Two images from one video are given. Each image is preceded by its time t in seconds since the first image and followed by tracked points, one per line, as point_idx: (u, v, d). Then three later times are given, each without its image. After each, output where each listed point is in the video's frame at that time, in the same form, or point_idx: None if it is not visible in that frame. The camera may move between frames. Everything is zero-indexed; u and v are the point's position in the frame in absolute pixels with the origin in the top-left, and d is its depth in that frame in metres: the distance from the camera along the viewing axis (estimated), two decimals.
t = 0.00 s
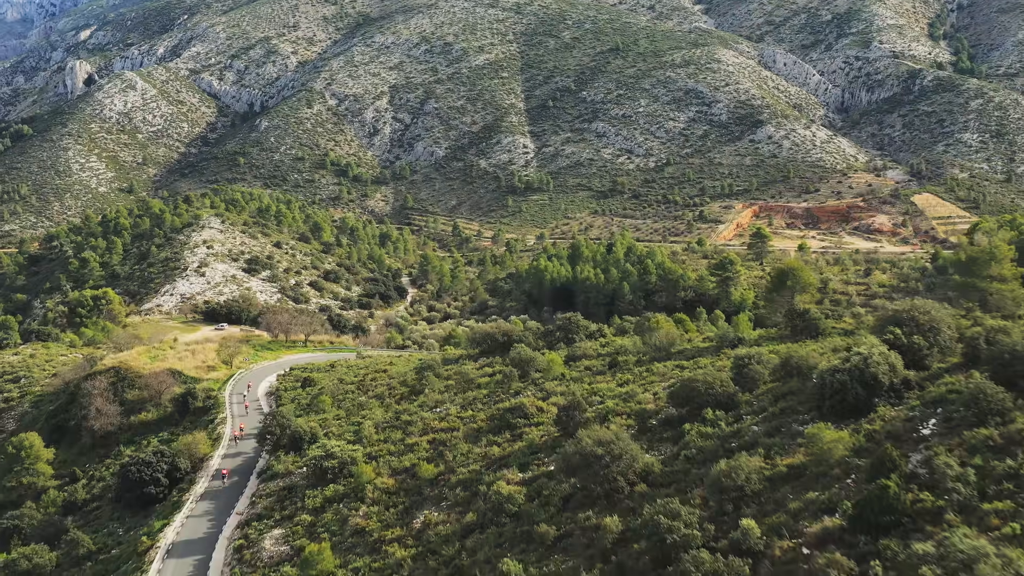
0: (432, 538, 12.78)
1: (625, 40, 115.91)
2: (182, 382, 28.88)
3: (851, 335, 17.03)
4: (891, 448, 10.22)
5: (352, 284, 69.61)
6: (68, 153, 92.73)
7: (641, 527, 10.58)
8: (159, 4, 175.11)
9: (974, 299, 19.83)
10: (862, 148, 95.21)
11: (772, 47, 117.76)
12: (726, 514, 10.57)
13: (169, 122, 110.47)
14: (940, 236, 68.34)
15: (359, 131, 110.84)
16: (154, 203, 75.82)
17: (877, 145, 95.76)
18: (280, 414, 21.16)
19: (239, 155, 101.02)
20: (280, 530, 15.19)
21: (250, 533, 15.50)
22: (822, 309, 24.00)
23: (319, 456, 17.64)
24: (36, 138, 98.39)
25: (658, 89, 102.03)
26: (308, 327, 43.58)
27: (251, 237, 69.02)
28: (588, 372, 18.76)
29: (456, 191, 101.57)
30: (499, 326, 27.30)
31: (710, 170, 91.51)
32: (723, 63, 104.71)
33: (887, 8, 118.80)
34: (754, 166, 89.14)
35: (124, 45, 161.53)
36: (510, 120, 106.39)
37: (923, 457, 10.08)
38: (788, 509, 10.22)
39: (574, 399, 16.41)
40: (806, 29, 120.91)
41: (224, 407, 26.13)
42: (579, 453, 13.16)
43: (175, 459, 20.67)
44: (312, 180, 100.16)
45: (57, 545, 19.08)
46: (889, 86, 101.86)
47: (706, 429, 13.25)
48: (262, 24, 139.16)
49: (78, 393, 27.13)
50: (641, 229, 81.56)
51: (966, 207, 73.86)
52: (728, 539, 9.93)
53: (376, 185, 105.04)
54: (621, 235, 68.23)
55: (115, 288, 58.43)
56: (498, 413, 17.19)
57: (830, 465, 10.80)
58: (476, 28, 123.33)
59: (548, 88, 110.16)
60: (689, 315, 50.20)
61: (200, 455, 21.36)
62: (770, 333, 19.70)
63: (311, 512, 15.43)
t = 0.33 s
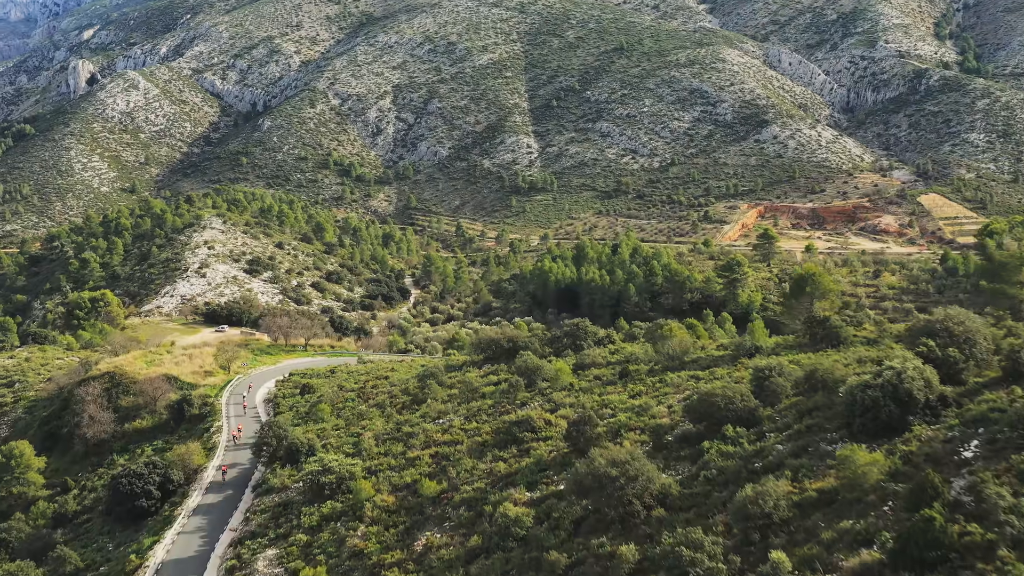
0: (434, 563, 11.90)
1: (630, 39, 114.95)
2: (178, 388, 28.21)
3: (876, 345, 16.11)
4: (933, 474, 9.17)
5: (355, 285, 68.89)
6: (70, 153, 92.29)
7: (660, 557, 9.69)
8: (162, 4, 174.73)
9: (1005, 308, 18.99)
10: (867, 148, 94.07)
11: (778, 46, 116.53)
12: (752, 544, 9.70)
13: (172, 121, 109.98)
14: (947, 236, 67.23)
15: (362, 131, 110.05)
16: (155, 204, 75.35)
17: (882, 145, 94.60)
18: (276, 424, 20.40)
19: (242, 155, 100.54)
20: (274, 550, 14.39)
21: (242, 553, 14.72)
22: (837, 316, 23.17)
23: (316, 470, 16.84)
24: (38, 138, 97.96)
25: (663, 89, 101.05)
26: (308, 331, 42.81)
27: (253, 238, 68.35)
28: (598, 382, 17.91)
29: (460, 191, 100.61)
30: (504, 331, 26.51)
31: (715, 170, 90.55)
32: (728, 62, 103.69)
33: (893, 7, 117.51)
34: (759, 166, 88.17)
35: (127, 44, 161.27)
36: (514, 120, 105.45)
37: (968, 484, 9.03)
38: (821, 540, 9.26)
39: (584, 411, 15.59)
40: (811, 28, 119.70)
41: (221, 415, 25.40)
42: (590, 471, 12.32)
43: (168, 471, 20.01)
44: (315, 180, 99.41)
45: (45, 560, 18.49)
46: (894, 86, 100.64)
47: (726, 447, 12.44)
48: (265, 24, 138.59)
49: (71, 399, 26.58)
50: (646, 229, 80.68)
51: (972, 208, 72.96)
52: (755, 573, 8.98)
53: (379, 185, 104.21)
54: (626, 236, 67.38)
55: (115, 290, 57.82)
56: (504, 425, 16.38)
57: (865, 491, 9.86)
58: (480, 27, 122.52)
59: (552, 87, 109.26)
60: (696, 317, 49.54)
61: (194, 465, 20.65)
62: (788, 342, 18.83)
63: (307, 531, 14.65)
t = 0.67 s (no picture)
0: None
1: (634, 39, 114.04)
2: (174, 395, 27.65)
3: (904, 356, 15.21)
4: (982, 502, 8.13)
5: (358, 286, 68.22)
6: (72, 152, 91.87)
7: None
8: (166, 3, 174.52)
9: None
10: (873, 148, 92.99)
11: (783, 46, 115.26)
12: None
13: (175, 121, 109.58)
14: (955, 238, 66.22)
15: (365, 131, 109.52)
16: (157, 204, 74.87)
17: (889, 145, 93.51)
18: (273, 435, 19.64)
19: (244, 155, 100.02)
20: (266, 573, 13.59)
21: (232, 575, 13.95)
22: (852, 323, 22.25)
23: (313, 486, 16.07)
24: (41, 138, 97.64)
25: (668, 89, 100.11)
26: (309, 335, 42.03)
27: (255, 238, 67.71)
28: (609, 393, 17.03)
29: (463, 191, 99.84)
30: (510, 337, 25.69)
31: (720, 170, 89.52)
32: (733, 62, 102.72)
33: (899, 7, 116.40)
34: (765, 166, 87.22)
35: (130, 44, 161.16)
36: (518, 120, 104.66)
37: (1022, 514, 7.94)
38: None
39: (595, 426, 14.72)
40: (817, 28, 118.52)
41: (217, 423, 24.67)
42: (603, 493, 11.38)
43: (160, 483, 19.34)
44: (318, 180, 98.65)
45: None
46: (901, 85, 99.50)
47: (749, 468, 11.53)
48: (268, 24, 138.15)
49: (64, 406, 26.18)
50: (651, 230, 79.83)
51: (979, 208, 72.03)
52: None
53: (382, 185, 103.39)
54: (631, 236, 66.53)
55: (115, 291, 57.28)
56: (510, 440, 15.54)
57: (906, 520, 8.78)
58: (484, 27, 121.86)
59: (556, 87, 108.44)
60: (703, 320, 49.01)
61: (188, 478, 19.95)
62: (807, 350, 17.94)
63: (303, 552, 13.82)
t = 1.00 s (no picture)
0: None
1: (638, 38, 113.18)
2: (169, 402, 27.16)
3: (934, 367, 14.32)
4: None
5: (359, 287, 67.47)
6: (74, 152, 91.38)
7: None
8: (168, 3, 174.03)
9: None
10: (877, 148, 91.81)
11: (787, 45, 114.18)
12: None
13: (177, 121, 109.06)
14: (962, 239, 65.29)
15: (368, 131, 108.97)
16: (158, 204, 74.28)
17: (893, 146, 92.25)
18: (268, 445, 18.89)
19: (246, 155, 99.35)
20: None
21: None
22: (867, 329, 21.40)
23: (308, 502, 15.27)
24: (42, 137, 97.11)
25: (672, 89, 99.21)
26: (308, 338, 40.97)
27: (255, 239, 67.01)
28: (619, 404, 16.17)
29: (466, 192, 99.11)
30: (515, 342, 24.87)
31: (724, 170, 88.58)
32: (737, 61, 101.80)
33: (904, 6, 115.34)
34: (769, 166, 86.29)
35: (132, 43, 160.87)
36: (521, 119, 103.90)
37: None
38: None
39: (607, 441, 13.87)
40: (821, 27, 117.45)
41: (212, 431, 23.97)
42: (616, 517, 10.45)
43: (151, 495, 18.69)
44: (320, 180, 97.83)
45: None
46: (906, 85, 98.36)
47: (775, 490, 10.64)
48: (270, 23, 137.65)
49: (54, 413, 25.68)
50: (654, 231, 78.96)
51: (986, 208, 71.07)
52: None
53: (385, 185, 102.52)
54: (635, 237, 65.70)
55: (115, 292, 56.64)
56: (515, 454, 14.71)
57: (954, 554, 7.71)
58: (487, 26, 121.12)
59: (559, 87, 107.70)
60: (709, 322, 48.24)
61: (179, 490, 19.26)
62: (829, 359, 17.01)
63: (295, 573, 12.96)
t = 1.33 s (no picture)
0: None
1: (641, 37, 112.32)
2: (161, 408, 26.48)
3: (966, 377, 13.43)
4: None
5: (360, 288, 66.72)
6: (74, 152, 90.77)
7: None
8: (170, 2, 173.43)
9: None
10: (882, 148, 90.86)
11: (790, 45, 113.06)
12: None
13: (177, 120, 108.42)
14: (967, 240, 64.42)
15: (369, 131, 108.18)
16: (157, 204, 73.58)
17: (897, 146, 91.34)
18: (261, 456, 18.10)
19: (247, 154, 98.67)
20: None
21: None
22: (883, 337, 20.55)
23: (301, 519, 14.46)
24: (43, 137, 96.50)
25: (675, 88, 98.31)
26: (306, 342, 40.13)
27: (255, 239, 66.26)
28: (630, 416, 15.29)
29: (468, 192, 98.32)
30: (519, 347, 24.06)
31: (727, 170, 87.66)
32: (740, 61, 100.87)
33: (908, 5, 114.35)
34: (773, 166, 85.46)
35: (133, 43, 160.33)
36: (523, 119, 103.12)
37: None
38: None
39: (618, 457, 13.02)
40: (824, 27, 116.46)
41: (206, 439, 23.21)
42: (630, 543, 9.51)
43: (139, 508, 17.98)
44: (321, 180, 97.07)
45: None
46: (910, 84, 97.43)
47: (805, 514, 9.68)
48: (272, 22, 136.84)
49: (44, 419, 25.06)
50: (658, 231, 78.10)
51: (992, 209, 70.25)
52: None
53: (386, 185, 101.75)
54: (639, 237, 64.78)
55: (113, 292, 55.95)
56: (520, 469, 13.88)
57: None
58: (489, 25, 120.34)
59: (561, 87, 106.85)
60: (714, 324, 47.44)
61: (169, 502, 18.54)
62: (849, 367, 16.14)
63: None
